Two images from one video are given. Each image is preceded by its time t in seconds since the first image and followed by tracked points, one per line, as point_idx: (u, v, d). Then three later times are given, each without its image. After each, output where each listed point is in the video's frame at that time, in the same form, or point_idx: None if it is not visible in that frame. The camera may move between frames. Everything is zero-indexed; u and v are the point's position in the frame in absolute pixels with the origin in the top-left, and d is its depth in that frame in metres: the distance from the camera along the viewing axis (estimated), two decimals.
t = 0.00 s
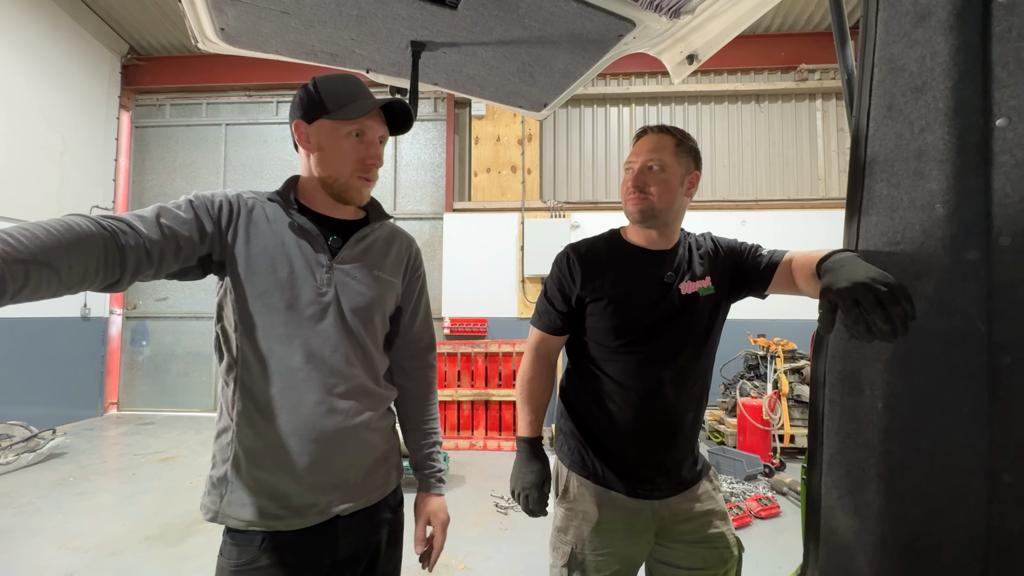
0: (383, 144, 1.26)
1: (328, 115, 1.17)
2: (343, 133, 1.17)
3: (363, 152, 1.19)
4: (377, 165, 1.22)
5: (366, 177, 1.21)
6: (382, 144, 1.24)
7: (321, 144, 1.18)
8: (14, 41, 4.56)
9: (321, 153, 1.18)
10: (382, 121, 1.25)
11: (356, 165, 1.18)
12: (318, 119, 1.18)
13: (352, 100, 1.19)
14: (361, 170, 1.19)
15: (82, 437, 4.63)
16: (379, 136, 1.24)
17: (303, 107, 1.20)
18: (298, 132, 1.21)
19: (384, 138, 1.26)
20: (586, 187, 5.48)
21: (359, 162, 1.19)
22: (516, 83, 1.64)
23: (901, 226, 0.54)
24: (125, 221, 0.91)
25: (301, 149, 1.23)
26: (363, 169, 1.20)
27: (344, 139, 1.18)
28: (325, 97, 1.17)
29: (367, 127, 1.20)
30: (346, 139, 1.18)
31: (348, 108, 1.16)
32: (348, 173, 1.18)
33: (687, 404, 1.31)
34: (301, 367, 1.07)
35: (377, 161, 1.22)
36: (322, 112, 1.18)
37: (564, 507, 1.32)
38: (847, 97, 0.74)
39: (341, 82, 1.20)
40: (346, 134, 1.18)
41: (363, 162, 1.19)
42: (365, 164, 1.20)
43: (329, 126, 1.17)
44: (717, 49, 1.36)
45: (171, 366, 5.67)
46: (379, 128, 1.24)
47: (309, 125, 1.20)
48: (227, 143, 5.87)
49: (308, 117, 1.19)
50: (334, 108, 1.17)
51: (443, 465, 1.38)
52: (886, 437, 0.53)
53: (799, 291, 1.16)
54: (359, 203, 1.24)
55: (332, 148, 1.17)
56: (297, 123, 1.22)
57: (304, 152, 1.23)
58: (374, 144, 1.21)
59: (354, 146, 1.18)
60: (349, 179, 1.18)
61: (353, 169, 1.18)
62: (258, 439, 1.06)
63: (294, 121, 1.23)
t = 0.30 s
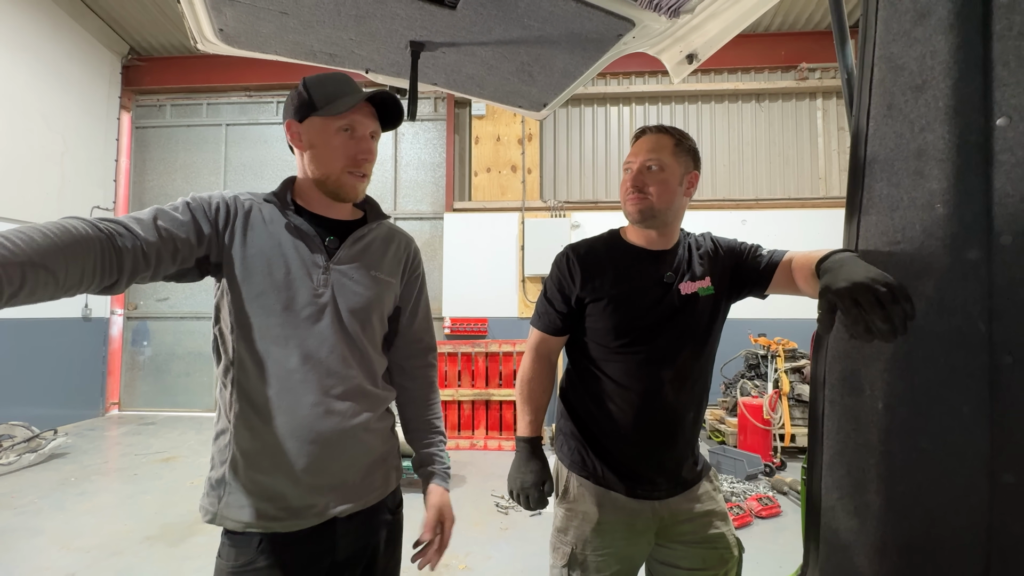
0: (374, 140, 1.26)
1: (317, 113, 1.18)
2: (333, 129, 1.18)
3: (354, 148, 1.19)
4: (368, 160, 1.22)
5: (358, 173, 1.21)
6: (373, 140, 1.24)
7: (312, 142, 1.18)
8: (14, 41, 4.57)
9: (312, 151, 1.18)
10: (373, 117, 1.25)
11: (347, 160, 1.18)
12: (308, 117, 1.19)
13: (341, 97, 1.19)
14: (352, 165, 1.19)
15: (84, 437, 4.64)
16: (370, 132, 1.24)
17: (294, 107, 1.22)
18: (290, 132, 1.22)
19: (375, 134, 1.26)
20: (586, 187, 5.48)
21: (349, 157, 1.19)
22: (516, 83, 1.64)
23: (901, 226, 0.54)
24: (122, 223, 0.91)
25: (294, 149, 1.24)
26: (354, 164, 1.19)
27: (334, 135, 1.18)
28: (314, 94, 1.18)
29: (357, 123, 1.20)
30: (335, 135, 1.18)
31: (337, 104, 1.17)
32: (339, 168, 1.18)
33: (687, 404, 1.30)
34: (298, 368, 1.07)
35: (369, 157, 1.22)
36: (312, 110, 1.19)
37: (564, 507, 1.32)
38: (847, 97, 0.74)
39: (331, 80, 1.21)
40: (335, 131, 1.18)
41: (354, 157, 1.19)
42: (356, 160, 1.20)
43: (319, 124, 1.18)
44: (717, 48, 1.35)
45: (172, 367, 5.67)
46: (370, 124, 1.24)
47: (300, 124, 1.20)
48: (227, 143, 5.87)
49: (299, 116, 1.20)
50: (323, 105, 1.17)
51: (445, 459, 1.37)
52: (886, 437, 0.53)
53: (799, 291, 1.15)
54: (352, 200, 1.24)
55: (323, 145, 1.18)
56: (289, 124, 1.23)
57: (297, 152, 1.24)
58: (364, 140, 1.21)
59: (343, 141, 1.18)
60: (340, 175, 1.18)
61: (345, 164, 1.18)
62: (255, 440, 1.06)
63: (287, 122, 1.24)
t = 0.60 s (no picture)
0: (352, 131, 1.24)
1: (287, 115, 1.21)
2: (303, 128, 1.19)
3: (322, 141, 1.18)
4: (343, 152, 1.20)
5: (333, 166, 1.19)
6: (348, 131, 1.22)
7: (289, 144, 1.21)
8: (16, 43, 4.58)
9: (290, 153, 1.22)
10: (348, 108, 1.24)
11: (317, 155, 1.18)
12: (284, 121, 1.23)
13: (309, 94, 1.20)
14: (322, 160, 1.18)
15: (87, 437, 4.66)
16: (344, 123, 1.22)
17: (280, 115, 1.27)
18: (275, 140, 1.27)
19: (352, 124, 1.24)
20: (587, 187, 5.48)
21: (319, 151, 1.18)
22: (517, 83, 1.64)
23: (902, 228, 0.54)
24: (124, 228, 0.92)
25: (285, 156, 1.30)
26: (324, 158, 1.18)
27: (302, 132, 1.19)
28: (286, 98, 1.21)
29: (324, 116, 1.20)
30: (303, 132, 1.19)
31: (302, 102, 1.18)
32: (310, 165, 1.18)
33: (687, 405, 1.30)
34: (297, 370, 1.08)
35: (341, 147, 1.20)
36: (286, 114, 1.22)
37: (565, 508, 1.32)
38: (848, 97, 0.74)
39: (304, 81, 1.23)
40: (303, 127, 1.19)
41: (324, 150, 1.18)
42: (326, 153, 1.18)
43: (292, 125, 1.20)
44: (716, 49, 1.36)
45: (175, 367, 5.69)
46: (342, 115, 1.22)
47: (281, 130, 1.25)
48: (228, 144, 5.89)
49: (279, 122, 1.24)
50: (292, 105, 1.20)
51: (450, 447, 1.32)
52: (887, 438, 0.53)
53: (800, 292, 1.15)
54: (333, 195, 1.23)
55: (296, 145, 1.19)
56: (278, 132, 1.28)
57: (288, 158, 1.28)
58: (332, 131, 1.19)
59: (311, 136, 1.18)
60: (313, 171, 1.18)
61: (315, 158, 1.17)
62: (255, 443, 1.07)
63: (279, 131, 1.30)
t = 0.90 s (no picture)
0: (340, 129, 1.23)
1: (279, 118, 1.23)
2: (289, 129, 1.20)
3: (307, 140, 1.18)
4: (330, 151, 1.19)
5: (322, 166, 1.19)
6: (337, 130, 1.22)
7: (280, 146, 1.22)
8: (17, 44, 4.58)
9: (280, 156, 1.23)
10: (338, 108, 1.24)
11: (304, 154, 1.18)
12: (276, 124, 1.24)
13: (298, 96, 1.22)
14: (308, 159, 1.18)
15: (90, 437, 4.67)
16: (331, 123, 1.22)
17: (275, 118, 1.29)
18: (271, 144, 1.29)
19: (342, 124, 1.23)
20: (587, 186, 5.47)
21: (306, 150, 1.18)
22: (517, 83, 1.64)
23: (904, 228, 0.54)
24: (128, 231, 0.92)
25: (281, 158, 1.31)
26: (309, 157, 1.18)
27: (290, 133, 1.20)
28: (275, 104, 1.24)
29: (312, 117, 1.20)
30: (290, 132, 1.19)
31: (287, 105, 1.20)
32: (297, 165, 1.18)
33: (688, 405, 1.30)
34: (298, 371, 1.08)
35: (327, 146, 1.19)
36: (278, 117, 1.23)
37: (566, 508, 1.32)
38: (851, 95, 0.74)
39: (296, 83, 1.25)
40: (291, 129, 1.20)
41: (311, 149, 1.18)
42: (313, 153, 1.18)
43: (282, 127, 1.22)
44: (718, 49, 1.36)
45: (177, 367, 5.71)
46: (329, 114, 1.22)
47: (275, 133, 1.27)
48: (229, 144, 5.89)
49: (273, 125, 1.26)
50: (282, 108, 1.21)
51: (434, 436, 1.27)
52: (889, 439, 0.53)
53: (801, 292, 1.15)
54: (325, 195, 1.23)
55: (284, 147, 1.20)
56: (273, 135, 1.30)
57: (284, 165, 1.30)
58: (318, 130, 1.19)
59: (297, 136, 1.18)
60: (301, 171, 1.18)
61: (302, 158, 1.17)
62: (255, 445, 1.08)
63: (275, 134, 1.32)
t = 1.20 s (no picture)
0: (345, 131, 1.24)
1: (283, 117, 1.22)
2: (294, 128, 1.19)
3: (315, 141, 1.18)
4: (336, 152, 1.20)
5: (327, 167, 1.19)
6: (343, 132, 1.23)
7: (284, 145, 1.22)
8: (17, 45, 4.58)
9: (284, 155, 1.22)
10: (343, 109, 1.24)
11: (310, 155, 1.18)
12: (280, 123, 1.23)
13: (304, 96, 1.21)
14: (312, 159, 1.18)
15: (90, 437, 4.68)
16: (337, 124, 1.23)
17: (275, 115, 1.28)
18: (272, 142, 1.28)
19: (347, 126, 1.24)
20: (587, 186, 5.47)
21: (312, 151, 1.18)
22: (517, 83, 1.64)
23: (902, 227, 0.54)
24: (129, 231, 0.92)
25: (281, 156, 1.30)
26: (314, 158, 1.18)
27: (296, 133, 1.19)
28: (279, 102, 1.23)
29: (319, 117, 1.20)
30: (296, 132, 1.19)
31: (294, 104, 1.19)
32: (301, 164, 1.18)
33: (688, 404, 1.31)
34: (298, 371, 1.09)
35: (334, 148, 1.20)
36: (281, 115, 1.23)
37: (566, 507, 1.33)
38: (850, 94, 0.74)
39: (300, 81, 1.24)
40: (297, 128, 1.20)
41: (317, 150, 1.18)
42: (319, 154, 1.18)
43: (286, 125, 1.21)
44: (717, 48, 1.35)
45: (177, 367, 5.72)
46: (335, 115, 1.23)
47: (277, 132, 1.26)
48: (229, 144, 5.90)
49: (275, 123, 1.25)
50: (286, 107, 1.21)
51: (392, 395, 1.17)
52: (889, 438, 0.53)
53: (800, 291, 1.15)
54: (329, 196, 1.23)
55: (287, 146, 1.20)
56: (273, 133, 1.29)
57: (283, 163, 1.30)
58: (325, 131, 1.20)
59: (304, 136, 1.18)
60: (307, 172, 1.18)
61: (308, 159, 1.18)
62: (255, 445, 1.08)
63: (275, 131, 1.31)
